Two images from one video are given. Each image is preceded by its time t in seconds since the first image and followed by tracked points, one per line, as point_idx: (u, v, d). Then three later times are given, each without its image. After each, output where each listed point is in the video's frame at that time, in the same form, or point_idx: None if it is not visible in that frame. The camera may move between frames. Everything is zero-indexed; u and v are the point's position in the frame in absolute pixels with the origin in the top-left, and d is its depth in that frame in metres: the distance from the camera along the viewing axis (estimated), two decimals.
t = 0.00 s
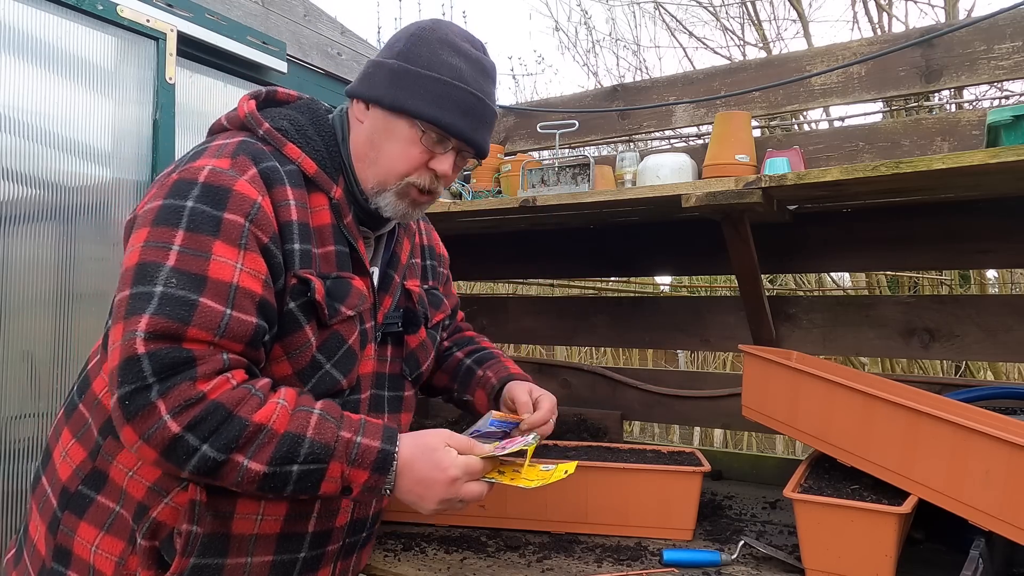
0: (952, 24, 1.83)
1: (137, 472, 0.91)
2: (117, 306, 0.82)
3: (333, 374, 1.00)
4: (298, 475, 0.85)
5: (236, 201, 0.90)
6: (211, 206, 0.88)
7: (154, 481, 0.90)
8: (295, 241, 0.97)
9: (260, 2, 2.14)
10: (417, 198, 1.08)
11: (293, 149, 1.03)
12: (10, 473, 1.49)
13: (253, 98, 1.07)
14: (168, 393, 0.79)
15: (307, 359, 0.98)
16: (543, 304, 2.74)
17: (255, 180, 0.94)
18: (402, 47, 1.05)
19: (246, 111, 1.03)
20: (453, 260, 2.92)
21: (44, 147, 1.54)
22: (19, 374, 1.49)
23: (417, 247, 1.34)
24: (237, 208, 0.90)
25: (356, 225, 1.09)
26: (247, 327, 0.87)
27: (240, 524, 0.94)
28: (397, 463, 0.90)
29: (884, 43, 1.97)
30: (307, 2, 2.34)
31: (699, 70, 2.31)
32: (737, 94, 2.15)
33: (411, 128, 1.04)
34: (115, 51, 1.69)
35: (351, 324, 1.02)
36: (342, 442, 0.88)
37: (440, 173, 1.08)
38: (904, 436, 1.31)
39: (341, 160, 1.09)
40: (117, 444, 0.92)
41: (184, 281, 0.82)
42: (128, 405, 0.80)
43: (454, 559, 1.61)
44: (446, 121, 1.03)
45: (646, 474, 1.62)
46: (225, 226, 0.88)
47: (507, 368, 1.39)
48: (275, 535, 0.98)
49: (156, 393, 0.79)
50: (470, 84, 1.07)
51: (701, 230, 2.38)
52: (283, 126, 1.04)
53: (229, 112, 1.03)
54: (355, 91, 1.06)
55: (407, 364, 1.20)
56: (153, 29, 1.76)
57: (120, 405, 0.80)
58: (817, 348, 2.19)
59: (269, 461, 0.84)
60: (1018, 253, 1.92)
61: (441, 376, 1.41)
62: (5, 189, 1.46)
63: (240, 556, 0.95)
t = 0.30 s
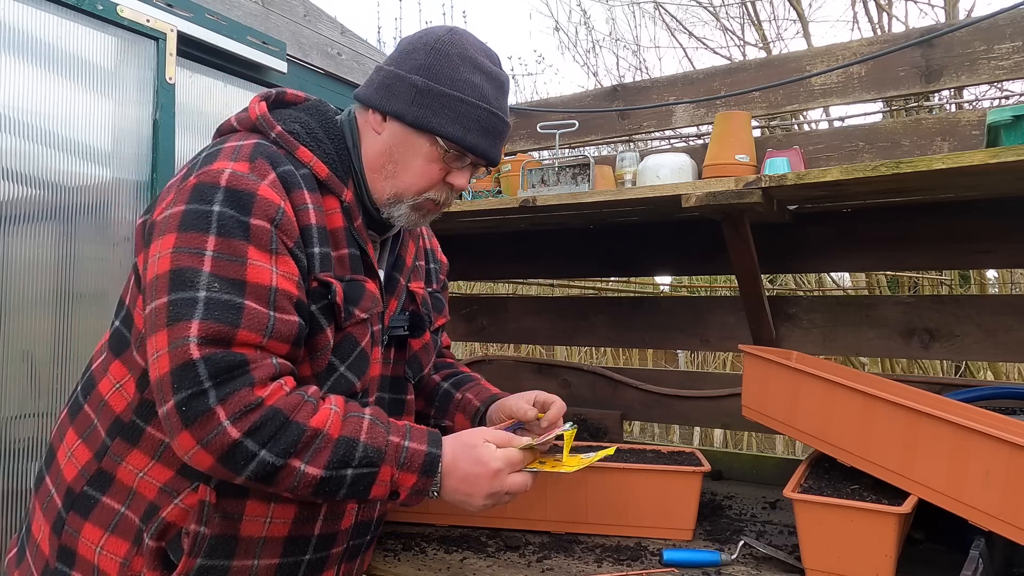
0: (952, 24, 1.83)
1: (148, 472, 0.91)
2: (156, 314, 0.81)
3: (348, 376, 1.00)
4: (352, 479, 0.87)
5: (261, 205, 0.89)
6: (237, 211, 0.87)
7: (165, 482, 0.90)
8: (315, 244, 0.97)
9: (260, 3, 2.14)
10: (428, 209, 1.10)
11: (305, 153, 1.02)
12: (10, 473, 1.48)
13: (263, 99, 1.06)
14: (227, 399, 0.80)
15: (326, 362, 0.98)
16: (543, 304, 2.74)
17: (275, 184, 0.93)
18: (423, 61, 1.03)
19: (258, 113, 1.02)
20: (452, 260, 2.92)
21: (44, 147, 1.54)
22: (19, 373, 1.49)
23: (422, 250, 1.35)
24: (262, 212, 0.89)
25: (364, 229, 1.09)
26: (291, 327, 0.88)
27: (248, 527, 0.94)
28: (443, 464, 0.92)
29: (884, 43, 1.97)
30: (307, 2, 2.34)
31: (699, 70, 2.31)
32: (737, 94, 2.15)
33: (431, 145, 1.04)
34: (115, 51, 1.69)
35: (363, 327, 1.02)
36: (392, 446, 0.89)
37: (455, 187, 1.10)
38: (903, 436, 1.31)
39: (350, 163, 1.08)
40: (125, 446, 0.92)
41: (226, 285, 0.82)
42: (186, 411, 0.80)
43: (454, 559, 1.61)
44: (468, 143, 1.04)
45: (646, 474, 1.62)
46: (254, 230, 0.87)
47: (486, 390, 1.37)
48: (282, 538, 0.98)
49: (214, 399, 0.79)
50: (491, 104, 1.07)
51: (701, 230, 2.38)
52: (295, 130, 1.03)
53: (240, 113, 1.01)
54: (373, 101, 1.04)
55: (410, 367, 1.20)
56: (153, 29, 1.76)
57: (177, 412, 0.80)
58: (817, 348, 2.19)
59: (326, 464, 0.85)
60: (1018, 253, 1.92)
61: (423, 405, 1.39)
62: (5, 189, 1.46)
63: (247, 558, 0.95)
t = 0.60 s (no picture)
0: (952, 25, 1.83)
1: (152, 471, 0.91)
2: (159, 312, 0.82)
3: (350, 374, 1.00)
4: (353, 474, 0.86)
5: (266, 205, 0.89)
6: (241, 210, 0.87)
7: (169, 480, 0.90)
8: (319, 243, 0.97)
9: (260, 3, 2.14)
10: (427, 214, 1.10)
11: (309, 153, 1.02)
12: (10, 473, 1.48)
13: (267, 99, 1.06)
14: (228, 395, 0.80)
15: (328, 360, 0.98)
16: (543, 304, 2.74)
17: (280, 184, 0.93)
18: (435, 73, 1.03)
19: (261, 112, 1.01)
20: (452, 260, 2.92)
21: (44, 147, 1.54)
22: (19, 373, 1.49)
23: (421, 249, 1.35)
24: (267, 211, 0.89)
25: (366, 228, 1.08)
26: (294, 325, 0.88)
27: (252, 525, 0.94)
28: (445, 458, 0.92)
29: (884, 43, 1.97)
30: (307, 2, 2.33)
31: (699, 70, 2.31)
32: (737, 94, 2.15)
33: (438, 157, 1.04)
34: (115, 51, 1.69)
35: (366, 326, 1.02)
36: (393, 442, 0.89)
37: (457, 197, 1.10)
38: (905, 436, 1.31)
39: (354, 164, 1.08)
40: (129, 444, 0.92)
41: (229, 283, 0.82)
42: (188, 407, 0.80)
43: (454, 559, 1.61)
44: (474, 158, 1.04)
45: (646, 474, 1.62)
46: (258, 229, 0.87)
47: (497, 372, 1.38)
48: (285, 536, 0.98)
49: (215, 395, 0.80)
50: (499, 121, 1.07)
51: (701, 230, 2.38)
52: (299, 130, 1.03)
53: (244, 113, 1.01)
54: (382, 108, 1.04)
55: (410, 365, 1.21)
56: (153, 29, 1.76)
57: (178, 408, 0.80)
58: (817, 348, 2.19)
59: (327, 460, 0.84)
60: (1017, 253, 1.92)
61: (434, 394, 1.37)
62: (5, 189, 1.46)
63: (250, 556, 0.94)
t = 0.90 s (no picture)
0: (952, 24, 1.83)
1: (152, 469, 0.91)
2: (154, 308, 0.82)
3: (348, 368, 1.00)
4: (349, 467, 0.86)
5: (258, 200, 0.89)
6: (234, 205, 0.87)
7: (169, 478, 0.90)
8: (313, 238, 0.96)
9: (260, 3, 2.14)
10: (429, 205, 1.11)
11: (302, 149, 1.02)
12: (11, 473, 1.48)
13: (259, 98, 1.06)
14: (221, 389, 0.80)
15: (325, 355, 0.98)
16: (543, 304, 2.74)
17: (273, 179, 0.93)
18: (422, 65, 1.03)
19: (254, 110, 1.02)
20: (452, 261, 2.92)
21: (44, 147, 1.54)
22: (19, 373, 1.49)
23: (418, 246, 1.35)
24: (260, 206, 0.89)
25: (362, 224, 1.08)
26: (287, 319, 0.88)
27: (253, 521, 0.94)
28: (442, 450, 0.92)
29: (884, 43, 1.97)
30: (307, 2, 2.34)
31: (699, 70, 2.31)
32: (737, 94, 2.15)
33: (432, 148, 1.05)
34: (115, 51, 1.69)
35: (363, 320, 1.02)
36: (389, 433, 0.89)
37: (454, 185, 1.12)
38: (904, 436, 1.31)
39: (346, 161, 1.07)
40: (128, 443, 0.92)
41: (222, 278, 0.82)
42: (182, 402, 0.80)
43: (454, 559, 1.61)
44: (469, 147, 1.05)
45: (645, 474, 1.62)
46: (251, 224, 0.87)
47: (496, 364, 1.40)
48: (286, 531, 0.98)
49: (208, 389, 0.80)
50: (490, 106, 1.08)
51: (701, 230, 2.38)
52: (291, 127, 1.03)
53: (237, 111, 1.01)
54: (371, 104, 1.04)
55: (410, 361, 1.21)
56: (153, 29, 1.76)
57: (172, 403, 0.80)
58: (817, 348, 2.19)
59: (322, 453, 0.84)
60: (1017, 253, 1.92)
61: (434, 388, 1.37)
62: (5, 189, 1.46)
63: (252, 552, 0.94)
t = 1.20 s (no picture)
0: (952, 24, 1.83)
1: (148, 469, 0.91)
2: (148, 308, 0.82)
3: (345, 367, 1.00)
4: (344, 466, 0.86)
5: (252, 199, 0.89)
6: (228, 204, 0.87)
7: (166, 478, 0.90)
8: (308, 236, 0.96)
9: (260, 3, 2.14)
10: (425, 200, 1.10)
11: (296, 148, 1.02)
12: (10, 473, 1.48)
13: (254, 97, 1.06)
14: (215, 389, 0.80)
15: (322, 353, 0.97)
16: (543, 304, 2.74)
17: (266, 178, 0.93)
18: (412, 57, 1.04)
19: (248, 109, 1.02)
20: (452, 261, 2.92)
21: (44, 147, 1.54)
22: (19, 373, 1.49)
23: (415, 244, 1.35)
24: (254, 205, 0.89)
25: (358, 222, 1.08)
26: (282, 318, 0.87)
27: (250, 520, 0.93)
28: (438, 448, 0.92)
29: (884, 43, 1.97)
30: (307, 2, 2.33)
31: (699, 70, 2.31)
32: (737, 94, 2.15)
33: (424, 139, 1.05)
34: (115, 51, 1.69)
35: (359, 318, 1.02)
36: (385, 432, 0.89)
37: (449, 178, 1.10)
38: (903, 436, 1.31)
39: (343, 158, 1.08)
40: (125, 443, 0.92)
41: (216, 278, 0.82)
42: (176, 402, 0.80)
43: (454, 559, 1.61)
44: (461, 135, 1.04)
45: (645, 474, 1.62)
46: (244, 223, 0.87)
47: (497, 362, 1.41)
48: (283, 530, 0.98)
49: (202, 389, 0.80)
50: (481, 96, 1.08)
51: (701, 230, 2.38)
52: (285, 126, 1.03)
53: (231, 111, 1.01)
54: (362, 98, 1.04)
55: (408, 359, 1.21)
56: (153, 29, 1.76)
57: (167, 403, 0.80)
58: (817, 348, 2.19)
59: (316, 452, 0.84)
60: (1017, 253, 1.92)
61: (433, 383, 1.36)
62: (5, 189, 1.46)
63: (249, 551, 0.94)
